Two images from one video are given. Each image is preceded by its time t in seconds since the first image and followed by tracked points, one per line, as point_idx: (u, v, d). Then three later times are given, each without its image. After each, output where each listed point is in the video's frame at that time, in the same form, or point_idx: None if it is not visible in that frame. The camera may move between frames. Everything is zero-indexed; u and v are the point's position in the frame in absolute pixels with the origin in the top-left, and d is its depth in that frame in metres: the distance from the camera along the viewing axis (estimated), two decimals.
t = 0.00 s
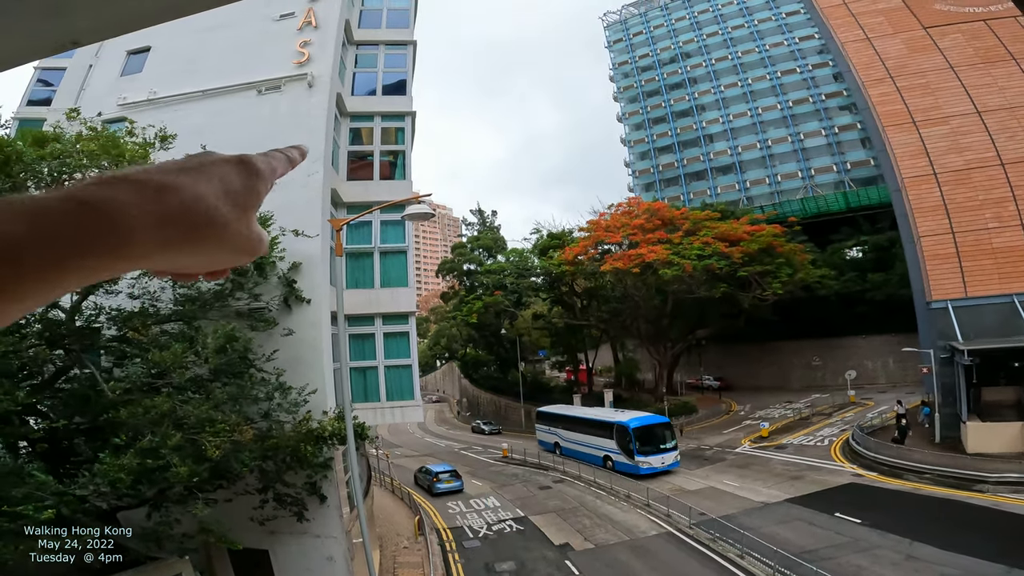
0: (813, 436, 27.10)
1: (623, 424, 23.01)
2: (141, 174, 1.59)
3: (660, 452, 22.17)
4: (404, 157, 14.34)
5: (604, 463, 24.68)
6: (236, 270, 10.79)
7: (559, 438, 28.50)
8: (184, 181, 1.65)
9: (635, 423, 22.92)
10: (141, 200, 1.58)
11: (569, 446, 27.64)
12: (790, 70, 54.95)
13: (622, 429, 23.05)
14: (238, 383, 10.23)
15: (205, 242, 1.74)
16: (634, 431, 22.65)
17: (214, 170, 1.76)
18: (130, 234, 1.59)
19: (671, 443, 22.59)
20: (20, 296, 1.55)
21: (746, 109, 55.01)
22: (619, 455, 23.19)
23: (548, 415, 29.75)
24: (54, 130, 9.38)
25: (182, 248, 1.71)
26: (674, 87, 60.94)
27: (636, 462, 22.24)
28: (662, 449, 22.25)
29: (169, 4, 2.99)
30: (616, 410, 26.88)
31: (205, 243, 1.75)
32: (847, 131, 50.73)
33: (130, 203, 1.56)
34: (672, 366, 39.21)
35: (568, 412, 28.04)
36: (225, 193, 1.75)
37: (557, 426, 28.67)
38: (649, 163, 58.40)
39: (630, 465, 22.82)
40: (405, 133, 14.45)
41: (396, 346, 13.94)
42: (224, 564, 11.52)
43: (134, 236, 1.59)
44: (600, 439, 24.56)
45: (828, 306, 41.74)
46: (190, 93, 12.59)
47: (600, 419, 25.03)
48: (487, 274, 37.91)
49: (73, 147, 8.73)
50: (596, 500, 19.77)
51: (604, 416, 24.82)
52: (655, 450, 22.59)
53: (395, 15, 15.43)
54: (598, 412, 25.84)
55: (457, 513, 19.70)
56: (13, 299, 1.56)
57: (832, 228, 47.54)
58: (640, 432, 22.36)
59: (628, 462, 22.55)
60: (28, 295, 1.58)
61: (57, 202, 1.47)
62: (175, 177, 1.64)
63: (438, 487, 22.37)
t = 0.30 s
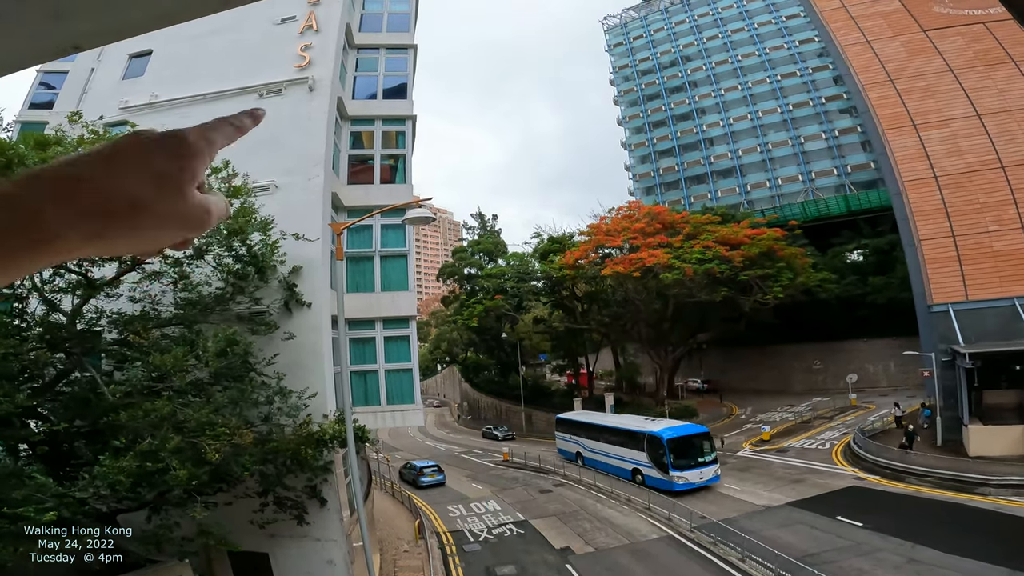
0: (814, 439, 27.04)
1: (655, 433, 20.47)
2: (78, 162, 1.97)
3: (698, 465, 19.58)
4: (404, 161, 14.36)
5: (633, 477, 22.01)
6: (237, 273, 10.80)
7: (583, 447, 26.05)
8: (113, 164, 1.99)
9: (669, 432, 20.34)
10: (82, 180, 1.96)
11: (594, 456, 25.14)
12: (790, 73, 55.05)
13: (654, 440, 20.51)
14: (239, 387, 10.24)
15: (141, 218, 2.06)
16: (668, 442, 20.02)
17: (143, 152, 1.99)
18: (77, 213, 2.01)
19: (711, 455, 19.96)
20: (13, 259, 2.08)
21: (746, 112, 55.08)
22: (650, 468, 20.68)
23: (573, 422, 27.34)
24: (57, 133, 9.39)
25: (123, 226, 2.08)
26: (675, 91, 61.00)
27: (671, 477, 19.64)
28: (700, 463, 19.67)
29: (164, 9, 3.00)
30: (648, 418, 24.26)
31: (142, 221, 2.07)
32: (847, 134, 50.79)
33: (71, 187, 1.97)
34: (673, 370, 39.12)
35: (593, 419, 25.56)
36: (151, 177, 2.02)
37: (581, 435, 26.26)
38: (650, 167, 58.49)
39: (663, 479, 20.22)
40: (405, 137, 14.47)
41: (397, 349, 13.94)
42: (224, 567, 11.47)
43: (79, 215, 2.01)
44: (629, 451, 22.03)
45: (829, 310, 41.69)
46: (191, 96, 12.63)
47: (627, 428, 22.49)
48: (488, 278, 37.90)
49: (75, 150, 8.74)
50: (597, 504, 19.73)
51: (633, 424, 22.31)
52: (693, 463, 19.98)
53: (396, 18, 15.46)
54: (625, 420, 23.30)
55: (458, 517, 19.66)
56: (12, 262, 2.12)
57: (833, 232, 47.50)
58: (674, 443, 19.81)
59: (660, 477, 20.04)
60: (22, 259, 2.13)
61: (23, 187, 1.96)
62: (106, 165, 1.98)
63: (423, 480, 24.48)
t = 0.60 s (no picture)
0: (816, 443, 26.99)
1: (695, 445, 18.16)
2: (129, 209, 1.68)
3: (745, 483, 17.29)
4: (405, 164, 14.39)
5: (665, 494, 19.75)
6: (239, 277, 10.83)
7: (609, 458, 23.71)
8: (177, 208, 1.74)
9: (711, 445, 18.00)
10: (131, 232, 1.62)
11: (621, 469, 22.81)
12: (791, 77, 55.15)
13: (693, 454, 18.25)
14: (240, 390, 10.28)
15: (199, 268, 1.77)
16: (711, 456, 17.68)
17: (201, 198, 1.83)
18: (127, 265, 1.62)
19: (759, 472, 17.66)
20: (21, 335, 1.52)
21: (747, 115, 55.14)
22: (687, 485, 18.43)
23: (597, 430, 25.00)
24: (59, 136, 9.44)
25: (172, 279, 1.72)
26: (675, 94, 61.11)
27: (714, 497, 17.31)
28: (747, 480, 17.37)
29: (170, 13, 3.02)
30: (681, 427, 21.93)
31: (199, 271, 1.78)
32: (848, 137, 50.82)
33: (125, 234, 1.63)
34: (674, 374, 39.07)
35: (620, 427, 23.28)
36: (213, 221, 1.81)
37: (606, 444, 23.94)
38: (651, 170, 58.60)
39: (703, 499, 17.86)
40: (406, 141, 14.51)
41: (399, 353, 13.94)
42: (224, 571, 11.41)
43: (130, 266, 1.63)
44: (662, 464, 19.73)
45: (830, 313, 41.66)
46: (193, 99, 12.70)
47: (660, 439, 20.16)
48: (488, 282, 37.93)
49: (77, 153, 8.80)
50: (597, 507, 19.70)
51: (666, 435, 20.02)
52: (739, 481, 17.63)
53: (397, 22, 15.51)
54: (656, 429, 20.99)
55: (459, 520, 19.65)
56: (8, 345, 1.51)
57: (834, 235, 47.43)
58: (717, 458, 17.52)
59: (700, 496, 17.76)
60: (25, 340, 1.54)
61: (63, 239, 1.54)
62: (165, 209, 1.72)
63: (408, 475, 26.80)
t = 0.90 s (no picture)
0: (817, 446, 26.91)
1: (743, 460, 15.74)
2: (140, 237, 1.62)
3: (803, 503, 14.93)
4: (406, 168, 14.40)
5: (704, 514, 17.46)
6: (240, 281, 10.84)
7: (638, 470, 21.22)
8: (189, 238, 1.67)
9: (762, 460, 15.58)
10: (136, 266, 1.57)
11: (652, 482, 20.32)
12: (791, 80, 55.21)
13: (740, 471, 15.79)
14: (242, 394, 10.30)
15: (207, 299, 1.73)
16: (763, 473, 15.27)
17: (210, 224, 1.73)
18: (136, 297, 1.61)
19: (818, 490, 15.26)
20: (33, 361, 1.56)
21: (748, 118, 55.19)
22: (732, 505, 16.06)
23: (625, 438, 22.44)
24: (62, 138, 9.44)
25: (180, 308, 1.69)
26: (676, 97, 61.19)
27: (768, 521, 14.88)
28: (803, 500, 15.01)
29: (173, 19, 3.05)
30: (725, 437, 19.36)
31: (208, 301, 1.74)
32: (849, 140, 50.85)
33: (134, 267, 1.58)
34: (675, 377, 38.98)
35: (652, 436, 20.73)
36: (219, 250, 1.72)
37: (636, 455, 21.43)
38: (651, 174, 58.63)
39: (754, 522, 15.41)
40: (408, 144, 14.54)
41: (400, 356, 13.93)
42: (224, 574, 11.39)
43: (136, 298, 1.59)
44: (704, 482, 17.24)
45: (831, 316, 41.60)
46: (194, 103, 12.77)
47: (702, 454, 17.58)
48: (489, 285, 37.83)
49: (80, 156, 8.80)
50: (599, 510, 19.66)
51: (709, 449, 17.45)
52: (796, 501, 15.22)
53: (399, 26, 15.57)
54: (697, 441, 18.38)
55: (460, 523, 19.61)
56: (22, 371, 1.57)
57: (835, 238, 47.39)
58: (769, 476, 15.09)
59: (748, 518, 15.41)
60: (35, 366, 1.58)
61: (70, 269, 1.51)
62: (175, 238, 1.66)
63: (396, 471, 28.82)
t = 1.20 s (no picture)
0: (819, 448, 26.82)
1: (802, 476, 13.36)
2: (140, 246, 1.61)
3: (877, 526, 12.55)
4: (407, 171, 14.39)
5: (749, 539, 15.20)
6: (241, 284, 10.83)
7: (672, 486, 18.68)
8: (191, 249, 1.65)
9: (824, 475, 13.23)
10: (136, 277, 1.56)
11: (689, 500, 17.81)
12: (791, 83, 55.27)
13: (802, 489, 13.29)
14: (242, 397, 10.30)
15: (210, 310, 1.69)
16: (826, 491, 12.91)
17: (213, 231, 1.71)
18: (136, 311, 1.59)
19: (892, 509, 12.95)
20: (34, 374, 1.56)
21: (748, 121, 55.25)
22: (790, 530, 13.60)
23: (655, 449, 19.86)
24: (63, 141, 9.45)
25: (181, 319, 1.66)
26: (677, 100, 61.28)
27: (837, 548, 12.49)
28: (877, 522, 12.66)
29: (174, 20, 3.06)
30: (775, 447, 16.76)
31: (211, 311, 1.70)
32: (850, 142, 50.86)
33: (132, 279, 1.56)
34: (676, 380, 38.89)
35: (688, 448, 18.21)
36: (223, 259, 1.68)
37: (669, 468, 18.88)
38: (652, 177, 58.63)
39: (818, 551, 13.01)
40: (408, 147, 14.53)
41: (400, 359, 13.92)
42: None
43: (138, 311, 1.59)
44: (753, 502, 14.78)
45: (833, 319, 41.54)
46: (196, 106, 12.80)
47: (750, 469, 15.10)
48: (490, 289, 37.71)
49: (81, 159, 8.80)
50: (600, 513, 19.60)
51: (758, 463, 14.97)
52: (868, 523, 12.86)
53: (400, 29, 15.63)
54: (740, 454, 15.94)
55: (461, 527, 19.56)
56: (23, 385, 1.58)
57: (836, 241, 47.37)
58: (838, 497, 12.62)
59: (812, 546, 12.93)
60: (40, 378, 1.60)
61: (72, 281, 1.52)
62: (178, 247, 1.65)
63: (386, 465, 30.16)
